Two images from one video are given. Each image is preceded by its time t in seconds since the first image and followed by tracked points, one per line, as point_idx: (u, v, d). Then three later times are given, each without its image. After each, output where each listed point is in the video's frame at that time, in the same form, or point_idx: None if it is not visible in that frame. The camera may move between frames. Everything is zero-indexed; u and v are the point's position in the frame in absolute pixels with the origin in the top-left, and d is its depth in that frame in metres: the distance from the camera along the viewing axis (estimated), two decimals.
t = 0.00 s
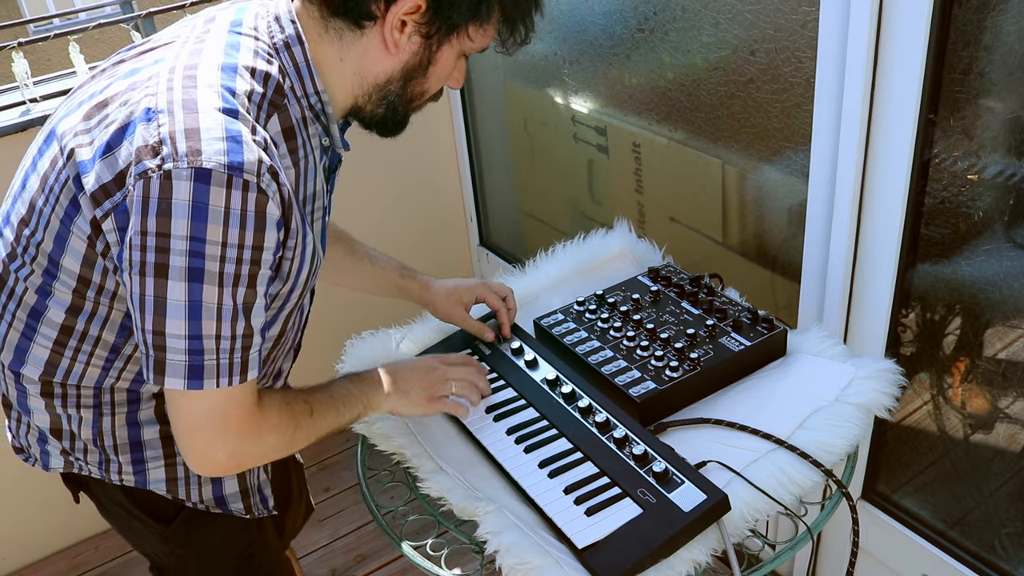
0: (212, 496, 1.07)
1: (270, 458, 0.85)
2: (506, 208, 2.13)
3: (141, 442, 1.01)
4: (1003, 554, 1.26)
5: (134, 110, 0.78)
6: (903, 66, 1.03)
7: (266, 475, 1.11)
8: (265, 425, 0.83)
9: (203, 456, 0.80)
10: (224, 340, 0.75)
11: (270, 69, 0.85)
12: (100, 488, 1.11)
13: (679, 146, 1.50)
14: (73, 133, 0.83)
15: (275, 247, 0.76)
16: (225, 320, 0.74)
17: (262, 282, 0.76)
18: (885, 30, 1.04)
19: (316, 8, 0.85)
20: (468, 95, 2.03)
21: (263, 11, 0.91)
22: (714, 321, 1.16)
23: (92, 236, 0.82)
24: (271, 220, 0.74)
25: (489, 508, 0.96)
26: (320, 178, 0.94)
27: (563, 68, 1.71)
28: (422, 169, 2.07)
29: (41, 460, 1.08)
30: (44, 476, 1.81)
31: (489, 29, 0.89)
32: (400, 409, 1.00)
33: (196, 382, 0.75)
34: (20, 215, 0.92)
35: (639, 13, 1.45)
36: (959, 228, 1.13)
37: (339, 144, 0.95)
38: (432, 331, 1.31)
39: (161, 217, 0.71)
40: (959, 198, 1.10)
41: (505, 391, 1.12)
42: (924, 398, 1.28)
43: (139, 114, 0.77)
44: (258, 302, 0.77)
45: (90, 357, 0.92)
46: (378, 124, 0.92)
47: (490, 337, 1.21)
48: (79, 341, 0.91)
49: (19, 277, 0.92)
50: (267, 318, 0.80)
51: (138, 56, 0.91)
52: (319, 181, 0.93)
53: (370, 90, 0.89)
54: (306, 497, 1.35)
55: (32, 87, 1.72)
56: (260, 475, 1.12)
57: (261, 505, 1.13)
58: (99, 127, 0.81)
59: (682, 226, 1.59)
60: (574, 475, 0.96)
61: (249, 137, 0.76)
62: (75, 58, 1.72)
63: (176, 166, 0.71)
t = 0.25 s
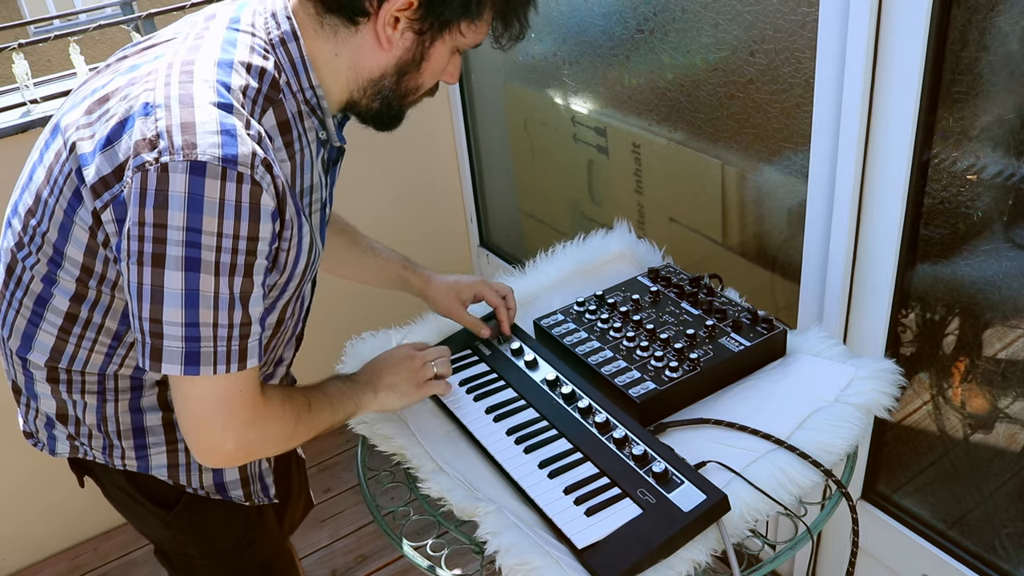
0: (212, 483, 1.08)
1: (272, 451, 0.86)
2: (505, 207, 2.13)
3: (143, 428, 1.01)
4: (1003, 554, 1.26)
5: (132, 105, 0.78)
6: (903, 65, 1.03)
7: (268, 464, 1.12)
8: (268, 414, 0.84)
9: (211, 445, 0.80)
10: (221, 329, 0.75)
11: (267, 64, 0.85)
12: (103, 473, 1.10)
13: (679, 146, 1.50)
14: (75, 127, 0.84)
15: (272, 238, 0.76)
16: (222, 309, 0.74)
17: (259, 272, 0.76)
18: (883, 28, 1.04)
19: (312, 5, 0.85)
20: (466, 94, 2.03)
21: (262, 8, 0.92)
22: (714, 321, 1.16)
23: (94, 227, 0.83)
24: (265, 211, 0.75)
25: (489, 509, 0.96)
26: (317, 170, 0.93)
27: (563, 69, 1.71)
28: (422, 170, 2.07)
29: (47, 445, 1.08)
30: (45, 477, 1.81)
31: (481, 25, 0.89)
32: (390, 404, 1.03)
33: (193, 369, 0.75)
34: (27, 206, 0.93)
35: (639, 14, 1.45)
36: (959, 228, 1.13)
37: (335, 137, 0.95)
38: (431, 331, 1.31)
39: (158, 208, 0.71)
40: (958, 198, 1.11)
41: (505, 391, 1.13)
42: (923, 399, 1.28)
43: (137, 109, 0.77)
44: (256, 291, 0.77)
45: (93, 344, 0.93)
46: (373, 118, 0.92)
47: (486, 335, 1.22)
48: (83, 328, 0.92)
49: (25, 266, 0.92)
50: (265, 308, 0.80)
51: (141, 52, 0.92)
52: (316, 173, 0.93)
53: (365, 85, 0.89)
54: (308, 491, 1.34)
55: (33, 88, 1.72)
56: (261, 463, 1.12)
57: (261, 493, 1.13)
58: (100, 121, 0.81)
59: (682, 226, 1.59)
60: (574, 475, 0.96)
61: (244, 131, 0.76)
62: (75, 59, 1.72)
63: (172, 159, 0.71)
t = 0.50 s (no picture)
0: (212, 473, 1.08)
1: (269, 446, 0.86)
2: (505, 207, 2.13)
3: (145, 418, 1.01)
4: (1002, 557, 1.26)
5: (138, 98, 0.79)
6: (903, 67, 1.04)
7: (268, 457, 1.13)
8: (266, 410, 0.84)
9: (206, 437, 0.79)
10: (222, 318, 0.75)
11: (269, 61, 0.85)
12: (106, 462, 1.10)
13: (680, 149, 1.50)
14: (82, 121, 0.84)
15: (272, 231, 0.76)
16: (222, 298, 0.75)
17: (259, 263, 0.76)
18: (883, 31, 1.04)
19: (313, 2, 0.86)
20: (467, 94, 2.03)
21: (264, 8, 0.91)
22: (714, 323, 1.16)
23: (99, 218, 0.83)
24: (266, 203, 0.75)
25: (489, 511, 0.96)
26: (317, 166, 0.93)
27: (563, 71, 1.71)
28: (422, 170, 2.07)
29: (52, 435, 1.07)
30: (45, 476, 1.81)
31: (479, 21, 0.88)
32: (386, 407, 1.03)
33: (192, 357, 0.75)
34: (35, 198, 0.93)
35: (639, 17, 1.46)
36: (959, 231, 1.13)
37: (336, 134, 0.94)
38: (431, 334, 1.31)
39: (161, 199, 0.72)
40: (957, 202, 1.11)
41: (505, 392, 1.13)
42: (923, 402, 1.28)
43: (142, 102, 0.78)
44: (256, 283, 0.77)
45: (98, 335, 0.94)
46: (374, 114, 0.91)
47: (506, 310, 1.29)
48: (88, 319, 0.92)
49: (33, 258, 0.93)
50: (265, 300, 0.80)
51: (146, 50, 0.92)
52: (316, 169, 0.93)
53: (365, 80, 0.89)
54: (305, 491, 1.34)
55: (34, 88, 1.72)
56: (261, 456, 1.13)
57: (260, 485, 1.14)
58: (106, 115, 0.82)
59: (682, 229, 1.59)
60: (573, 476, 0.97)
61: (245, 124, 0.76)
62: (76, 59, 1.73)
63: (175, 151, 0.72)
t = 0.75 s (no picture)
0: (212, 467, 1.08)
1: (264, 446, 0.86)
2: (505, 209, 2.13)
3: (146, 412, 1.02)
4: (1002, 560, 1.26)
5: (144, 98, 0.80)
6: (904, 71, 1.04)
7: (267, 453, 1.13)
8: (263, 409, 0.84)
9: (203, 434, 0.79)
10: (220, 315, 0.75)
11: (274, 64, 0.86)
12: (107, 456, 1.11)
13: (680, 152, 1.50)
14: (91, 119, 0.85)
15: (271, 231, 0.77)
16: (222, 296, 0.75)
17: (258, 262, 0.76)
18: (884, 36, 1.04)
19: (317, 6, 0.86)
20: (468, 96, 2.03)
21: (272, 11, 0.93)
22: (714, 326, 1.16)
23: (104, 215, 0.83)
24: (266, 204, 0.75)
25: (489, 513, 0.96)
26: (320, 167, 0.93)
27: (564, 73, 1.72)
28: (423, 172, 2.07)
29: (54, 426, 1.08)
30: (45, 478, 1.81)
31: (481, 21, 0.88)
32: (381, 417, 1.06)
33: (190, 352, 0.75)
34: (43, 193, 0.93)
35: (640, 20, 1.46)
36: (959, 234, 1.13)
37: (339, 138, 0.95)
38: (432, 335, 1.31)
39: (163, 197, 0.72)
40: (957, 205, 1.11)
41: (504, 395, 1.13)
42: (923, 405, 1.28)
43: (148, 102, 0.78)
44: (255, 282, 0.77)
45: (101, 329, 0.94)
46: (380, 116, 0.92)
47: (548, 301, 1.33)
48: (91, 313, 0.92)
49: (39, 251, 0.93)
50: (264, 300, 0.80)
51: (155, 51, 0.92)
52: (318, 170, 0.93)
53: (370, 83, 0.89)
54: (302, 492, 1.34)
55: (35, 89, 1.72)
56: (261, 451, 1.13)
57: (260, 480, 1.14)
58: (114, 113, 0.82)
59: (682, 231, 1.59)
60: (573, 479, 0.97)
61: (247, 125, 0.77)
62: (77, 61, 1.73)
63: (178, 149, 0.72)
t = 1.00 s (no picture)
0: (210, 462, 1.08)
1: (255, 447, 0.85)
2: (506, 210, 2.13)
3: (144, 407, 1.01)
4: (1003, 562, 1.26)
5: (142, 97, 0.80)
6: (904, 73, 1.04)
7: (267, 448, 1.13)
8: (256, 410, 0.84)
9: (195, 429, 0.79)
10: (211, 314, 0.75)
11: (272, 67, 0.86)
12: (107, 450, 1.11)
13: (680, 153, 1.50)
14: (93, 117, 0.86)
15: (264, 232, 0.77)
16: (213, 295, 0.75)
17: (250, 262, 0.76)
18: (884, 37, 1.04)
19: (319, 13, 0.85)
20: (467, 97, 2.03)
21: (275, 16, 0.92)
22: (714, 327, 1.16)
23: (101, 212, 0.83)
24: (259, 205, 0.75)
25: (489, 515, 0.96)
26: (318, 171, 0.92)
27: (564, 75, 1.72)
28: (423, 174, 2.07)
29: (52, 419, 1.07)
30: (46, 479, 1.81)
31: (482, 23, 0.88)
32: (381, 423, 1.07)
33: (180, 349, 0.76)
34: (45, 190, 0.93)
35: (640, 21, 1.46)
36: (959, 235, 1.13)
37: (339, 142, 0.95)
38: (432, 337, 1.31)
39: (157, 194, 0.72)
40: (958, 206, 1.11)
41: (505, 396, 1.13)
42: (923, 406, 1.28)
43: (146, 101, 0.79)
44: (247, 281, 0.76)
45: (98, 325, 0.94)
46: (383, 120, 0.92)
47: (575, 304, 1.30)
48: (88, 309, 0.92)
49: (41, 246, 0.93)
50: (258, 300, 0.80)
51: (162, 52, 0.93)
52: (316, 173, 0.92)
53: (372, 87, 0.89)
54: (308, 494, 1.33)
55: (36, 91, 1.72)
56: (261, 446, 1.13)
57: (262, 475, 1.14)
58: (114, 112, 0.83)
59: (683, 233, 1.59)
60: (574, 480, 0.96)
61: (243, 126, 0.77)
62: (78, 62, 1.73)
63: (173, 148, 0.73)
